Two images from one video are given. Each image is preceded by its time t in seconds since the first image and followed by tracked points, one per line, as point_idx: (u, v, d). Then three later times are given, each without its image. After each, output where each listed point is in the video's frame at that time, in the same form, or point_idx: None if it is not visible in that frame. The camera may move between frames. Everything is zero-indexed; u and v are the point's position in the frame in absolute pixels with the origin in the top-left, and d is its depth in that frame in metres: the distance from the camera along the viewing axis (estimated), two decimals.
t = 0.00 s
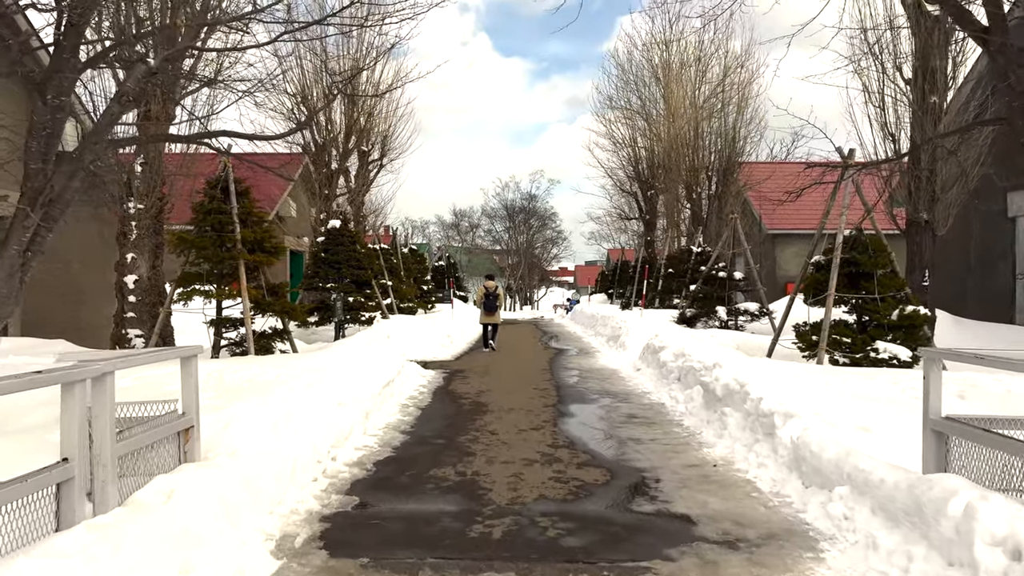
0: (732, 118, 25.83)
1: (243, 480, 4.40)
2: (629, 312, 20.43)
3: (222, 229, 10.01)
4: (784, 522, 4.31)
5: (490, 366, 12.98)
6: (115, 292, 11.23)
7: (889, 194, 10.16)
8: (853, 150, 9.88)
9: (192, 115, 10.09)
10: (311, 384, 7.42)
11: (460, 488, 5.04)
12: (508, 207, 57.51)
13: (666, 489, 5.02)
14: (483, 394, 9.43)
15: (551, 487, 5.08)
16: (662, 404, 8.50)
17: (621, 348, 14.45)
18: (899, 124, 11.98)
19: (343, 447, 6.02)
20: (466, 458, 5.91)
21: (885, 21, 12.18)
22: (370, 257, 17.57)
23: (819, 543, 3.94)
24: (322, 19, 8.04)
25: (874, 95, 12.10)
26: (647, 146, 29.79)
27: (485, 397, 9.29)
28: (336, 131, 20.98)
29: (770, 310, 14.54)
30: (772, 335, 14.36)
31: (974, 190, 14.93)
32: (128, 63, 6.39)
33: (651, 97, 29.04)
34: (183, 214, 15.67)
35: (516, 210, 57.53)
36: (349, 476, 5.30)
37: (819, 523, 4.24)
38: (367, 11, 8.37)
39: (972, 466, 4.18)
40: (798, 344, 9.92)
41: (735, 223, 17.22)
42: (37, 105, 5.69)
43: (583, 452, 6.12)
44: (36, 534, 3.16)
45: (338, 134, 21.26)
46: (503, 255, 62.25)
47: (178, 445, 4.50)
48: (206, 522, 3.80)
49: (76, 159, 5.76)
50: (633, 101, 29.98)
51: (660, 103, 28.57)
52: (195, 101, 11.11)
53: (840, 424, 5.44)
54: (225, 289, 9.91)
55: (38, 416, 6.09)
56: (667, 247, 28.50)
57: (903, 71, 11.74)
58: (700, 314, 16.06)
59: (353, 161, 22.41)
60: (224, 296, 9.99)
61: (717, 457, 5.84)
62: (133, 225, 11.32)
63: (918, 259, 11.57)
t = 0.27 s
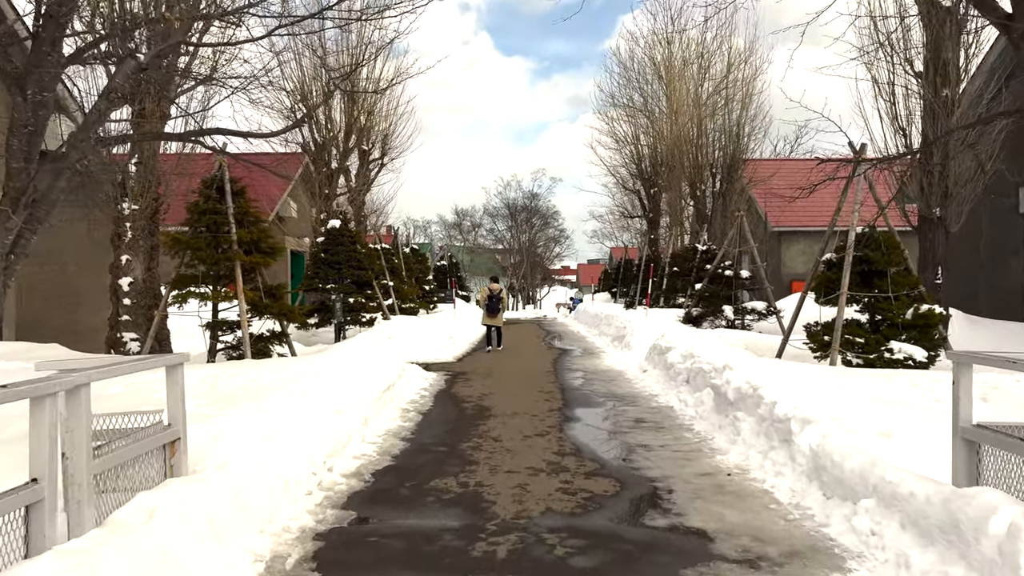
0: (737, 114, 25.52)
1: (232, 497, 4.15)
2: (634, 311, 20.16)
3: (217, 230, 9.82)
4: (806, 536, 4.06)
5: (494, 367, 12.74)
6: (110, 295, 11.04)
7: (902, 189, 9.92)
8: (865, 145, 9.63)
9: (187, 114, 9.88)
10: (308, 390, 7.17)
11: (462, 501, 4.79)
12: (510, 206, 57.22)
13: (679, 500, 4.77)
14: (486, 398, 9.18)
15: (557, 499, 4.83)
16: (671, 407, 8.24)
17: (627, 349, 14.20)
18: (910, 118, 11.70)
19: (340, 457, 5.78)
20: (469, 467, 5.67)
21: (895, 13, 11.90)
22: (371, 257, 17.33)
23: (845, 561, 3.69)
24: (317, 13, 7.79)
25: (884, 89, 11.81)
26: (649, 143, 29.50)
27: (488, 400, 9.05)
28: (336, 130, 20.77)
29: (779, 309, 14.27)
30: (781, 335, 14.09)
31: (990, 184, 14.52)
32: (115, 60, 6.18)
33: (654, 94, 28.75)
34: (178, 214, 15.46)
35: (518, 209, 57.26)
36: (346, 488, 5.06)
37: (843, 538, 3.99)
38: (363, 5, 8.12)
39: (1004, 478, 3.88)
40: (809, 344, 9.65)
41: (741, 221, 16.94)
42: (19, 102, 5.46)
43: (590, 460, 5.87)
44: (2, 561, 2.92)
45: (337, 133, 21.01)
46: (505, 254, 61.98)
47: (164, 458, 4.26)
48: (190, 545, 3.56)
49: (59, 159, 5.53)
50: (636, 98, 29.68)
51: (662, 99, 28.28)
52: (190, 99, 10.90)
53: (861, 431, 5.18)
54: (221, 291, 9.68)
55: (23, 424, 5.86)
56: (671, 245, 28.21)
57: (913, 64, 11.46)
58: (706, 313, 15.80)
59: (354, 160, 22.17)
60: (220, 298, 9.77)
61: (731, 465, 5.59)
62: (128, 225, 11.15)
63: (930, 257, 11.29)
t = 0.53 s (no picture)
0: (736, 113, 25.28)
1: (211, 511, 3.88)
2: (634, 313, 19.90)
3: (206, 231, 9.58)
4: (824, 549, 3.80)
5: (492, 371, 12.47)
6: (98, 299, 10.80)
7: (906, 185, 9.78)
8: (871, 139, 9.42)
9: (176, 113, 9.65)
10: (299, 395, 6.91)
11: (457, 512, 4.53)
12: (508, 209, 56.99)
13: (687, 510, 4.51)
14: (484, 402, 8.92)
15: (559, 509, 4.57)
16: (674, 410, 7.98)
17: (627, 351, 13.94)
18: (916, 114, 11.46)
19: (329, 466, 5.50)
20: (466, 475, 5.40)
21: (899, 7, 11.68)
22: (367, 259, 17.08)
23: None
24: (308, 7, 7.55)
25: (888, 84, 11.59)
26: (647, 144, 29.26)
27: (486, 405, 8.78)
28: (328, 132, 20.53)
29: (782, 310, 14.02)
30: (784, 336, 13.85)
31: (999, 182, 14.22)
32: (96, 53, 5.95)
33: (652, 94, 28.52)
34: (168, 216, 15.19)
35: (516, 211, 57.03)
36: (335, 499, 4.79)
37: (864, 550, 3.73)
38: None
39: None
40: (815, 345, 9.41)
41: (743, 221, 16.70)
42: None
43: (592, 467, 5.61)
44: None
45: (332, 134, 20.76)
46: (504, 257, 61.73)
47: (138, 470, 4.00)
48: (161, 564, 3.29)
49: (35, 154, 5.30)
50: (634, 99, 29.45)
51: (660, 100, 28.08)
52: (181, 99, 10.67)
53: (877, 434, 4.92)
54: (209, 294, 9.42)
55: None
56: (671, 246, 27.98)
57: (918, 58, 11.22)
58: (708, 314, 15.54)
59: (349, 162, 21.92)
60: (210, 301, 9.52)
61: (740, 472, 5.33)
62: (116, 227, 10.96)
63: (937, 254, 11.05)
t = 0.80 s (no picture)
0: (732, 109, 25.03)
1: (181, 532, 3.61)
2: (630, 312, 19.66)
3: (189, 231, 9.28)
4: (840, 567, 3.55)
5: (487, 373, 12.20)
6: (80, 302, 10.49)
7: (909, 181, 9.62)
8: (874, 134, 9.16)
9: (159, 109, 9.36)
10: (284, 401, 6.63)
11: (449, 529, 4.26)
12: (503, 208, 56.69)
13: (692, 524, 4.26)
14: (477, 406, 8.65)
15: (556, 523, 4.31)
16: (673, 414, 7.73)
17: (624, 351, 13.69)
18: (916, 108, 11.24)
19: (313, 478, 5.22)
20: (458, 487, 5.13)
21: None
22: (359, 259, 16.77)
23: None
24: None
25: (888, 78, 11.36)
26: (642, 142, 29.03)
27: (480, 409, 8.51)
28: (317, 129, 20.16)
29: (780, 309, 13.80)
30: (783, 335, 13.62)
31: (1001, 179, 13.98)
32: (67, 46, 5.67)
33: (646, 91, 28.28)
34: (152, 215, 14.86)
35: (510, 210, 56.75)
36: (319, 515, 4.52)
37: (883, 570, 3.47)
38: None
39: None
40: (817, 345, 9.17)
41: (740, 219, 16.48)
42: None
43: (591, 476, 5.36)
44: None
45: (322, 133, 20.43)
46: (498, 256, 61.44)
47: (102, 489, 3.72)
48: None
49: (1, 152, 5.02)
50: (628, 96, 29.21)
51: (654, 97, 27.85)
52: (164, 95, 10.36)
53: (890, 442, 4.67)
54: (192, 296, 9.12)
55: None
56: (666, 244, 27.76)
57: (919, 51, 11.00)
58: (705, 313, 15.31)
59: (341, 161, 21.60)
60: (194, 304, 9.22)
61: (746, 481, 5.08)
62: (98, 228, 10.66)
63: (940, 252, 10.84)
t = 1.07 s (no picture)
0: (726, 106, 24.83)
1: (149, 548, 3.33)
2: (624, 312, 19.45)
3: (171, 229, 8.96)
4: None
5: (480, 374, 11.93)
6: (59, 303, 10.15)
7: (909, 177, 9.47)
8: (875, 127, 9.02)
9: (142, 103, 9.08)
10: (267, 405, 6.33)
11: (439, 541, 4.00)
12: (495, 209, 56.41)
13: (697, 534, 4.01)
14: (470, 409, 8.39)
15: (554, 534, 4.05)
16: (672, 416, 7.50)
17: (620, 351, 13.46)
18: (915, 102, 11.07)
19: (297, 486, 4.93)
20: (449, 495, 4.87)
21: None
22: (349, 259, 16.48)
23: None
24: None
25: (887, 72, 11.19)
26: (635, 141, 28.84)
27: (472, 412, 8.24)
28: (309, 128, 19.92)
29: (777, 308, 13.61)
30: (781, 334, 13.42)
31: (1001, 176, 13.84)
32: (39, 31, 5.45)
33: (639, 90, 28.13)
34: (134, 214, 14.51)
35: (503, 211, 56.50)
36: (301, 527, 4.25)
37: None
38: None
39: None
40: (818, 344, 8.99)
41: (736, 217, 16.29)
42: None
43: (588, 482, 5.11)
44: None
45: (312, 131, 20.12)
46: (491, 257, 61.15)
47: (65, 501, 3.43)
48: None
49: None
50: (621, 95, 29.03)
51: (647, 96, 27.69)
52: (147, 90, 10.07)
53: (904, 444, 4.45)
54: (174, 296, 8.81)
55: None
56: (660, 243, 27.56)
57: (918, 44, 10.84)
58: (701, 312, 15.10)
59: (331, 159, 21.28)
60: (176, 305, 8.89)
61: (752, 486, 4.84)
62: (77, 227, 10.36)
63: (941, 248, 10.67)
